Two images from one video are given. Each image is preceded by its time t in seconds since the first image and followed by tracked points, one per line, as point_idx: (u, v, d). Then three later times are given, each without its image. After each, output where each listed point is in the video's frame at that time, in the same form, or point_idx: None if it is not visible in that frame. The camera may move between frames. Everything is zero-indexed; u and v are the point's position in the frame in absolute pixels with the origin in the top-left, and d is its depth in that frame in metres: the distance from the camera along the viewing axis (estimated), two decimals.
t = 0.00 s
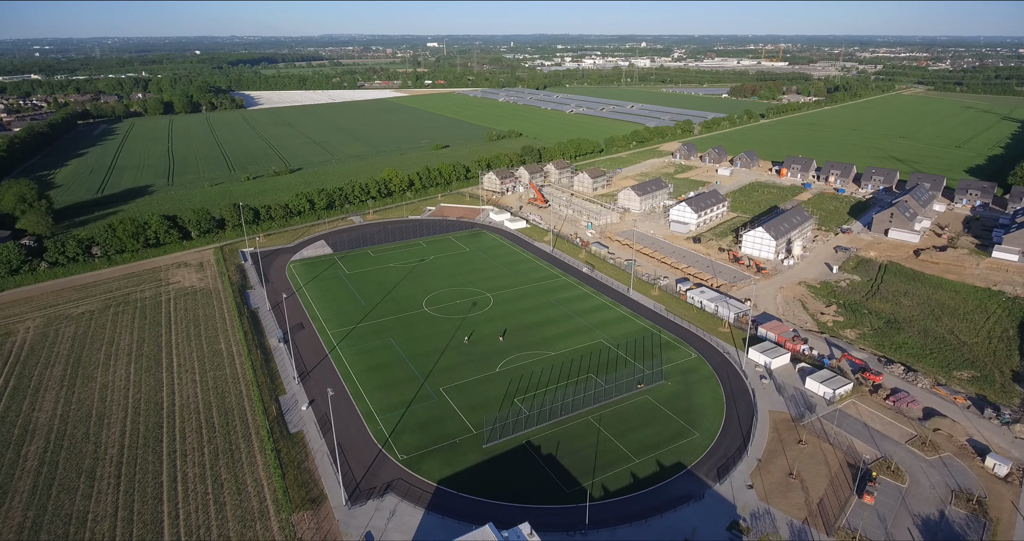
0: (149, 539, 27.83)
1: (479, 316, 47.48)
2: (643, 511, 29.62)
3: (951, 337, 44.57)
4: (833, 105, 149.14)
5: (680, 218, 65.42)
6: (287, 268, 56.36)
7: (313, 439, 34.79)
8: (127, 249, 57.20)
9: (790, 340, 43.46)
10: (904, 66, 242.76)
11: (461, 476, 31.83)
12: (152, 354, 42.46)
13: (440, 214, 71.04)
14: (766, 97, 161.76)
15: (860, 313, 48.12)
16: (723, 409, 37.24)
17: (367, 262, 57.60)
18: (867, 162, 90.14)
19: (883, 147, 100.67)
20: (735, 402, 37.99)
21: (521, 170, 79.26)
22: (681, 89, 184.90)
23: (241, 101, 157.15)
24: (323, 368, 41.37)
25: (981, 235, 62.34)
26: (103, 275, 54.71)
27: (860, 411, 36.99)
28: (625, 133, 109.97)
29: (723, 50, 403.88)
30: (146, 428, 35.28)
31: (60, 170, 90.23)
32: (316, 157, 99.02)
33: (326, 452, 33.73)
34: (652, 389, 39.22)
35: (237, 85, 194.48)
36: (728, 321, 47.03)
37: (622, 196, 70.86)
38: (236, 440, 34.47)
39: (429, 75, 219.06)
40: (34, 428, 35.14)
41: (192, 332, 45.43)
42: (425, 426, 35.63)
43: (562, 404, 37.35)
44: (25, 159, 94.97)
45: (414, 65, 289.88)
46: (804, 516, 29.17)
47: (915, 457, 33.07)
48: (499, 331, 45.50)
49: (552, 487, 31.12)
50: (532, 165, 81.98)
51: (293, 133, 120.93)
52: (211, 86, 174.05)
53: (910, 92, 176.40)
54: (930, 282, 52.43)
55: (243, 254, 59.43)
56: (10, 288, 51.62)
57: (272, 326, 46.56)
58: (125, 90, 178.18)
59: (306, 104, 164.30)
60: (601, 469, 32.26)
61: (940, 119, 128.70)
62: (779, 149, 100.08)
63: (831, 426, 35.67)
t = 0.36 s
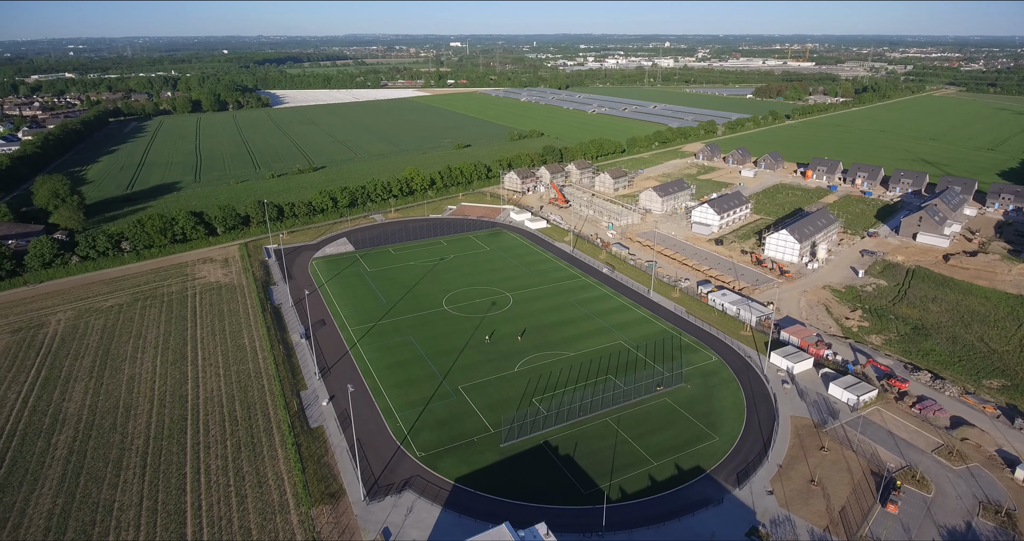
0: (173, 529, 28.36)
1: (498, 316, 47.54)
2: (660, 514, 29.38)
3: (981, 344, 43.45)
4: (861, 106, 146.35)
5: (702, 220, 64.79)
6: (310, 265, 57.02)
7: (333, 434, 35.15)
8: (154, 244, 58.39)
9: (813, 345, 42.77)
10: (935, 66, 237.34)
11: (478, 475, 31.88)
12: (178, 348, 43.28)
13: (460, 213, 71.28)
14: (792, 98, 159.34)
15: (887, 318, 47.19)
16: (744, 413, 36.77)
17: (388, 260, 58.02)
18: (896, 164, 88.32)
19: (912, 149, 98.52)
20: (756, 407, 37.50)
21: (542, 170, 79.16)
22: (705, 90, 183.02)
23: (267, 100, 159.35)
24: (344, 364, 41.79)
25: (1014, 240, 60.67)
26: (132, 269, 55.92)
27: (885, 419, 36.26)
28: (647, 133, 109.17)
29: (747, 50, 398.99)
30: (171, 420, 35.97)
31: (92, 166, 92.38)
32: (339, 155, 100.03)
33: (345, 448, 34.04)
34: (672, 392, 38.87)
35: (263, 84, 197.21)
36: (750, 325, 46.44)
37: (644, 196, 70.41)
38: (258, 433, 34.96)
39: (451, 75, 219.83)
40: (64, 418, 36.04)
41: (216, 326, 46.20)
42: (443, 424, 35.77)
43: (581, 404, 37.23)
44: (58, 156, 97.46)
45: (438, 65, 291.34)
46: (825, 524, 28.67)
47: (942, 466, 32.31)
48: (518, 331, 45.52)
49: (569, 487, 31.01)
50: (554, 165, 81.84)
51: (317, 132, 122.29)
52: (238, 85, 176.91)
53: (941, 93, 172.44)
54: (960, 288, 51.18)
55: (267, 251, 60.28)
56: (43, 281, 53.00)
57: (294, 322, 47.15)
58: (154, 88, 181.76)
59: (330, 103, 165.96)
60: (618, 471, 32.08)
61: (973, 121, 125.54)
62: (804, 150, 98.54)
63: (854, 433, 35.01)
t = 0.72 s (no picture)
0: (196, 519, 28.89)
1: (518, 315, 47.54)
2: (678, 518, 29.13)
3: (1012, 353, 42.30)
4: (890, 108, 143.45)
5: (725, 222, 64.12)
6: (332, 262, 57.61)
7: (353, 430, 35.49)
8: (182, 239, 59.58)
9: (837, 350, 42.04)
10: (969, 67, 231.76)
11: (496, 474, 31.95)
12: (203, 342, 44.07)
13: (481, 213, 71.46)
14: (819, 99, 156.85)
15: (914, 325, 46.19)
16: (765, 418, 36.28)
17: (409, 258, 58.41)
18: (925, 167, 86.44)
19: (944, 152, 96.27)
20: (778, 412, 36.97)
21: (564, 170, 79.00)
22: (730, 90, 181.00)
23: (292, 99, 161.53)
24: (364, 361, 42.16)
25: None
26: (160, 264, 57.12)
27: (911, 427, 35.50)
28: (670, 134, 108.33)
29: (773, 50, 393.79)
30: (195, 413, 36.63)
31: (124, 162, 94.55)
32: (363, 154, 101.03)
33: (365, 444, 34.35)
34: (692, 395, 38.53)
35: (289, 82, 200.13)
36: (772, 329, 45.82)
37: (666, 197, 69.93)
38: (280, 428, 35.45)
39: (474, 74, 220.43)
40: (93, 408, 36.94)
41: (240, 321, 46.94)
42: (461, 423, 35.89)
43: (599, 406, 37.07)
44: (91, 152, 100.02)
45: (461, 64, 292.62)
46: (847, 533, 28.17)
47: (970, 477, 31.54)
48: (537, 330, 45.52)
49: (586, 489, 30.91)
50: (575, 165, 81.65)
51: (340, 130, 123.61)
52: (264, 84, 179.76)
53: (974, 94, 168.34)
54: (991, 294, 49.91)
55: (290, 247, 61.08)
56: (74, 275, 54.40)
57: (316, 319, 47.68)
58: (184, 87, 185.53)
59: (353, 102, 167.70)
60: (636, 473, 31.87)
61: (1008, 123, 122.23)
62: (830, 152, 97.01)
63: (878, 441, 34.33)
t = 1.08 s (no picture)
0: (216, 511, 29.33)
1: (535, 315, 47.49)
2: (695, 522, 28.89)
3: None
4: (918, 109, 140.63)
5: (746, 224, 63.41)
6: (352, 260, 58.08)
7: (370, 427, 35.75)
8: (206, 235, 60.56)
9: (860, 356, 41.33)
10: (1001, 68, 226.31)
11: (512, 473, 31.96)
12: (225, 337, 44.73)
13: (500, 212, 71.51)
14: (844, 100, 154.42)
15: (940, 331, 45.23)
16: (785, 423, 35.81)
17: (428, 257, 58.70)
18: (954, 170, 84.60)
19: (973, 155, 94.12)
20: (798, 417, 36.45)
21: (584, 170, 78.74)
22: (752, 91, 178.98)
23: (315, 97, 163.29)
24: (383, 358, 42.45)
25: None
26: (184, 259, 58.10)
27: (936, 435, 34.77)
28: (691, 134, 107.43)
29: (797, 50, 388.80)
30: (217, 406, 37.17)
31: (151, 159, 96.40)
32: (383, 152, 101.81)
33: (382, 441, 34.59)
34: (710, 398, 38.15)
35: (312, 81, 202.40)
36: (794, 332, 45.20)
37: (686, 199, 69.39)
38: (299, 423, 35.84)
39: (495, 74, 220.79)
40: (118, 400, 37.70)
41: (262, 317, 47.55)
42: (477, 421, 35.97)
43: (616, 407, 36.89)
44: (119, 149, 102.18)
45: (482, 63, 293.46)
46: None
47: (996, 487, 30.82)
48: (555, 330, 45.45)
49: (602, 490, 30.79)
50: (595, 165, 81.35)
51: (362, 129, 124.68)
52: (288, 82, 181.95)
53: (1006, 96, 164.35)
54: (1021, 301, 48.66)
55: (311, 245, 61.73)
56: (102, 269, 55.60)
57: (336, 315, 48.12)
58: (210, 85, 188.63)
59: (375, 101, 169.08)
60: (653, 476, 31.66)
61: None
62: (855, 154, 95.43)
63: (902, 448, 33.68)
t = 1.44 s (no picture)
0: (238, 504, 29.80)
1: (556, 316, 47.40)
2: (714, 527, 28.59)
3: None
4: (950, 111, 137.29)
5: (771, 226, 62.56)
6: (375, 258, 58.59)
7: (390, 423, 36.04)
8: (233, 232, 61.64)
9: (886, 362, 40.47)
10: None
11: (529, 473, 31.96)
12: (250, 331, 45.43)
13: (522, 212, 71.55)
14: (873, 101, 151.44)
15: (970, 338, 44.12)
16: (808, 429, 35.25)
17: (449, 255, 58.96)
18: (987, 174, 82.46)
19: (1008, 158, 91.58)
20: (822, 423, 35.85)
21: (606, 170, 78.38)
22: (779, 91, 176.39)
23: (339, 97, 165.05)
24: (403, 355, 42.74)
25: None
26: (210, 255, 59.17)
27: (964, 445, 33.94)
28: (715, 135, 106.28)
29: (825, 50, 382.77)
30: (241, 400, 37.78)
31: (180, 156, 98.41)
32: (407, 151, 102.53)
33: (402, 437, 34.83)
34: (731, 402, 37.73)
35: (338, 79, 204.50)
36: (818, 337, 44.45)
37: (710, 200, 68.70)
38: (320, 418, 36.28)
39: (518, 74, 220.86)
40: (145, 391, 38.53)
41: (285, 313, 48.21)
42: (496, 420, 36.02)
43: (635, 409, 36.67)
44: (149, 146, 104.41)
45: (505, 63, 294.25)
46: None
47: None
48: (575, 331, 45.33)
49: (620, 492, 30.62)
50: (618, 165, 80.93)
51: (386, 128, 125.70)
52: (313, 81, 184.20)
53: None
54: None
55: (334, 242, 62.41)
56: (132, 263, 56.91)
57: (358, 313, 48.59)
58: (238, 84, 191.89)
59: (398, 100, 170.35)
60: (671, 480, 31.39)
61: None
62: (884, 156, 93.56)
63: (929, 458, 32.89)
